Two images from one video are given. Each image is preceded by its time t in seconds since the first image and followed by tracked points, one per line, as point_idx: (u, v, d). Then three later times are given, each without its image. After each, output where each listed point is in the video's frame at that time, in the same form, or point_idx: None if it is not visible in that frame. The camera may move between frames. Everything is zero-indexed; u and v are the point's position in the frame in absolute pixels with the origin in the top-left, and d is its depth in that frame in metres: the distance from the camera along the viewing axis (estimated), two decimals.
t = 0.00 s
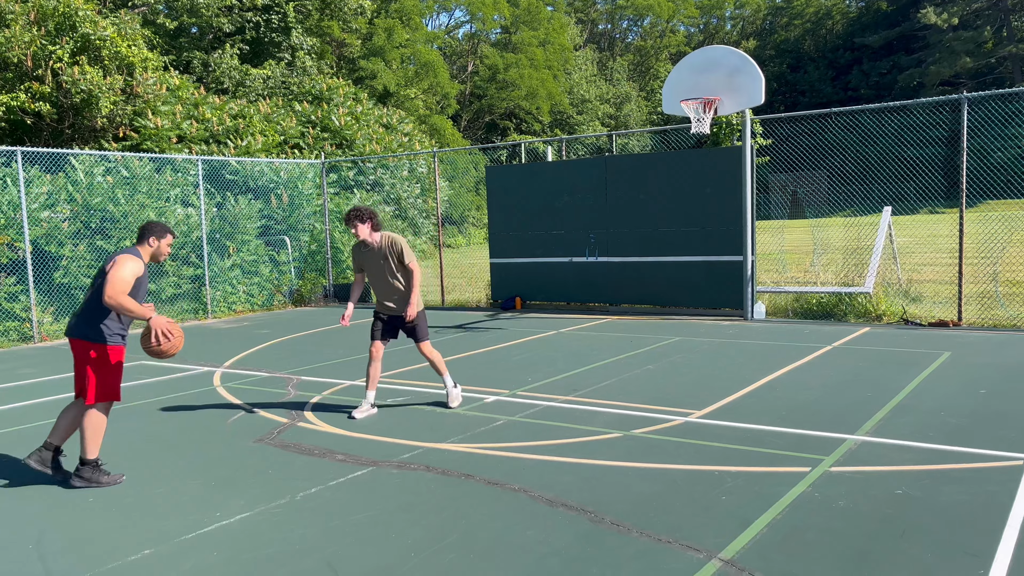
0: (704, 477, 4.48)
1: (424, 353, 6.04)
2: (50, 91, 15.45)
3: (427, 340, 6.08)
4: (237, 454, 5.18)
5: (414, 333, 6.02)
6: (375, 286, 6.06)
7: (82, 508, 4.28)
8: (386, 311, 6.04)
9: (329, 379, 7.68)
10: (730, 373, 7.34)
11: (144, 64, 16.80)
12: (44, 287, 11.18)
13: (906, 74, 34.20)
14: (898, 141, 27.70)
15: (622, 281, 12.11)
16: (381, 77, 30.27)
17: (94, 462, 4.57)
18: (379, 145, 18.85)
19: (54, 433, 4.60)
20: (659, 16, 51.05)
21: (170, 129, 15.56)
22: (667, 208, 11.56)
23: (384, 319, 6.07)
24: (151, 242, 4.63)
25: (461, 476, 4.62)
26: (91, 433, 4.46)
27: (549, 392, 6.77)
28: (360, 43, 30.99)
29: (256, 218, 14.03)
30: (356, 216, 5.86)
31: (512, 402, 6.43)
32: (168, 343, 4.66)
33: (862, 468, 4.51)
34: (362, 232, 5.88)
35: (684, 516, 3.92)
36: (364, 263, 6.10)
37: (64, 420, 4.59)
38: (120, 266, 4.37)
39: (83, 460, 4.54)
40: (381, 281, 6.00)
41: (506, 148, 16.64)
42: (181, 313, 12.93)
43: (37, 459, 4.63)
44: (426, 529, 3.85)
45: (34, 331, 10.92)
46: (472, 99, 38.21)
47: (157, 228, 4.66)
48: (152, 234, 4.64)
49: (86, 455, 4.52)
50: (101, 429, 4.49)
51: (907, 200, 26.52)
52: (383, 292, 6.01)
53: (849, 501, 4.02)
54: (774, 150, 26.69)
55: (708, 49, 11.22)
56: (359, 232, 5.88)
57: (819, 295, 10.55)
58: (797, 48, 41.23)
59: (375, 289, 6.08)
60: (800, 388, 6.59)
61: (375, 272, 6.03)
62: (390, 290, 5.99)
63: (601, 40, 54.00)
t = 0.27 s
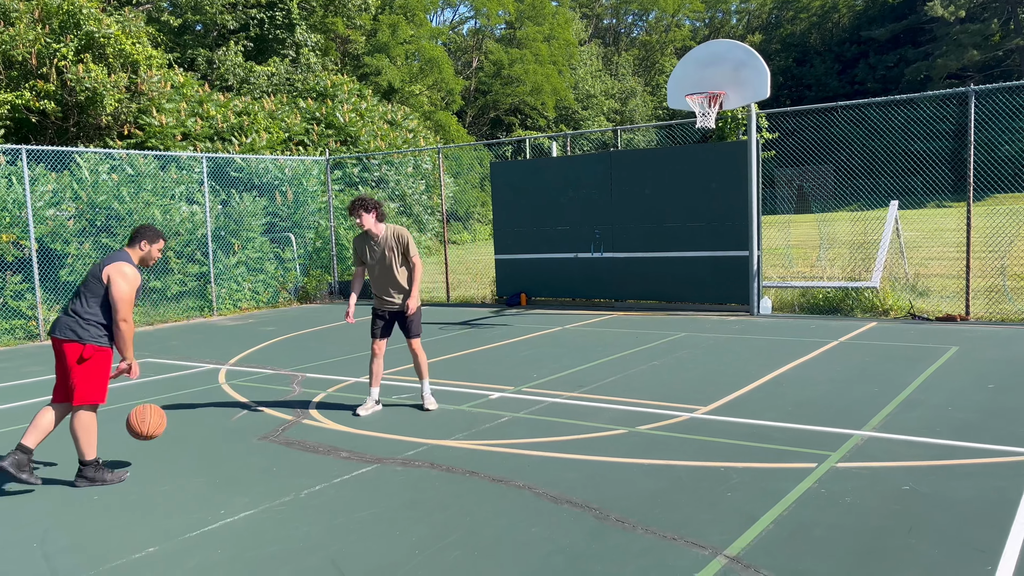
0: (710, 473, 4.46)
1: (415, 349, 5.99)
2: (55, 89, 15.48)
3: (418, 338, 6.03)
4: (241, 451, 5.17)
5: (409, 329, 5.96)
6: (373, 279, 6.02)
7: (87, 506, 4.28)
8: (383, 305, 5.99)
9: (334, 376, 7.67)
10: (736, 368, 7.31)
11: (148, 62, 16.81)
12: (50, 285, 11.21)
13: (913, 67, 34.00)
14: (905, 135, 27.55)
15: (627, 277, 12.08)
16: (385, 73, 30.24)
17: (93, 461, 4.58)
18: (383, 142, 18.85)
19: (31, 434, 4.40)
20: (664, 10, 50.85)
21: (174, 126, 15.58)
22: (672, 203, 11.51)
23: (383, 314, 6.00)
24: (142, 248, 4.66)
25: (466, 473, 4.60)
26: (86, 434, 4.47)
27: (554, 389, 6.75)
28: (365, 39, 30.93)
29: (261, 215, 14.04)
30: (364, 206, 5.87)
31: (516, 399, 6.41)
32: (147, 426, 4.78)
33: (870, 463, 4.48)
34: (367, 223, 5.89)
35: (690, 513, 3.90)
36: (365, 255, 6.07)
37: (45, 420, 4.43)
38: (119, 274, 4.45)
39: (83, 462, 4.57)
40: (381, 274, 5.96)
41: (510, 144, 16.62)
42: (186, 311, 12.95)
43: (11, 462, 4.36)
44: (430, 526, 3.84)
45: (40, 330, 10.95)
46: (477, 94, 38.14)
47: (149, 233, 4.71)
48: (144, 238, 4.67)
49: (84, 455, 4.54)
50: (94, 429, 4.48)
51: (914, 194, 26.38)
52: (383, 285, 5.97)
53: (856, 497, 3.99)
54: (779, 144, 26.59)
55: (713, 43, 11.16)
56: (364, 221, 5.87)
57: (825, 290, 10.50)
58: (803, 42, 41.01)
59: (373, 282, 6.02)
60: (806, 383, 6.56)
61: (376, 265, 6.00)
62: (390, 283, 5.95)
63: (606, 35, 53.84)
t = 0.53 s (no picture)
0: (713, 471, 4.44)
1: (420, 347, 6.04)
2: (58, 87, 15.49)
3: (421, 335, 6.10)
4: (244, 449, 5.17)
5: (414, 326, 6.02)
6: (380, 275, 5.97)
7: (89, 504, 4.28)
8: (389, 302, 5.96)
9: (337, 374, 7.67)
10: (739, 365, 7.28)
11: (151, 60, 16.82)
12: (53, 283, 11.24)
13: (918, 63, 33.85)
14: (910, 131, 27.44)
15: (630, 274, 12.05)
16: (389, 70, 30.20)
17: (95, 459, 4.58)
18: (386, 139, 18.85)
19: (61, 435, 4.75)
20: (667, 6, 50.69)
21: (177, 124, 15.59)
22: (675, 200, 11.48)
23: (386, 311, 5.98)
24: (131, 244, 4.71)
25: (468, 471, 4.60)
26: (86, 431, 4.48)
27: (556, 386, 6.73)
28: (368, 36, 30.87)
29: (264, 212, 14.04)
30: (375, 201, 5.87)
31: (519, 396, 6.40)
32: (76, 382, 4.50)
33: (873, 461, 4.46)
34: (377, 218, 5.92)
35: (692, 510, 3.88)
36: (370, 252, 6.02)
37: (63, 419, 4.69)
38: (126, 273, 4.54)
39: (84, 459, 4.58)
40: (388, 271, 5.94)
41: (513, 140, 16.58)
42: (190, 309, 12.96)
43: (62, 461, 4.81)
44: (432, 525, 3.83)
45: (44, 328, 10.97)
46: (481, 91, 38.07)
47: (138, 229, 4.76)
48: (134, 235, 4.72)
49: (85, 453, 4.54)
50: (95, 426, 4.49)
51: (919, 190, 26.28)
52: (390, 282, 5.93)
53: (859, 495, 3.97)
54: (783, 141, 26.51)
55: (715, 39, 11.12)
56: (374, 216, 5.89)
57: (829, 287, 10.46)
58: (807, 37, 40.78)
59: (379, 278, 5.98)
60: (810, 380, 6.54)
61: (383, 261, 5.97)
62: (398, 279, 5.92)
63: (610, 31, 53.73)
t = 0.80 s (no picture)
0: (712, 470, 4.44)
1: (420, 344, 6.03)
2: (58, 86, 15.48)
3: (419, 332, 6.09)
4: (243, 448, 5.18)
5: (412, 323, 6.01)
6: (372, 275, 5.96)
7: (87, 504, 4.27)
8: (384, 301, 5.94)
9: (336, 372, 7.68)
10: (739, 364, 7.28)
11: (151, 58, 16.82)
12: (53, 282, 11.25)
13: (919, 61, 33.79)
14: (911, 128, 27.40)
15: (631, 272, 12.05)
16: (389, 69, 30.16)
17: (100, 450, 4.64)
18: (386, 137, 18.82)
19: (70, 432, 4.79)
20: (668, 4, 50.62)
21: (177, 123, 15.59)
22: (676, 198, 11.47)
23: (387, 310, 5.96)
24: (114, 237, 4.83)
25: (466, 470, 4.59)
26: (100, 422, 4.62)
27: (556, 385, 6.73)
28: (369, 35, 30.83)
29: (264, 211, 14.02)
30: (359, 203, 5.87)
31: (518, 395, 6.40)
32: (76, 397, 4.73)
33: (872, 460, 4.45)
34: (362, 220, 5.88)
35: (691, 509, 3.88)
36: (361, 254, 6.01)
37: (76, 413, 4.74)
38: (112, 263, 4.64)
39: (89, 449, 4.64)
40: (380, 270, 5.93)
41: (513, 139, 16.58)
42: (190, 307, 12.95)
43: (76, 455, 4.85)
44: (430, 524, 3.83)
45: (43, 326, 10.96)
46: (481, 90, 38.02)
47: (118, 222, 4.86)
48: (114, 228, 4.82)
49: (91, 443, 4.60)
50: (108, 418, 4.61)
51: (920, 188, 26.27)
52: (384, 281, 5.92)
53: (858, 494, 3.96)
54: (785, 138, 26.48)
55: (715, 37, 11.11)
56: (358, 219, 5.88)
57: (829, 285, 10.44)
58: (808, 35, 40.62)
59: (372, 279, 5.96)
60: (810, 379, 6.53)
61: (374, 262, 5.96)
62: (391, 277, 5.92)
63: (611, 29, 53.74)
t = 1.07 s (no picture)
0: (710, 470, 4.43)
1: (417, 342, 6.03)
2: (56, 85, 15.46)
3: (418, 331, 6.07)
4: (241, 448, 5.17)
5: (409, 322, 6.00)
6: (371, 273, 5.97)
7: (84, 504, 4.27)
8: (382, 299, 5.94)
9: (335, 372, 7.67)
10: (738, 364, 7.28)
11: (150, 58, 16.82)
12: (52, 282, 11.24)
13: (919, 60, 33.80)
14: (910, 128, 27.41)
15: (629, 272, 12.05)
16: (389, 68, 30.12)
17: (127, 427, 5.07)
18: (385, 137, 18.81)
19: (74, 428, 4.86)
20: (667, 4, 50.61)
21: (176, 122, 15.57)
22: (675, 197, 11.47)
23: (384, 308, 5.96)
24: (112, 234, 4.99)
25: (464, 470, 4.59)
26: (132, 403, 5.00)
27: (554, 385, 6.73)
28: (368, 34, 30.82)
29: (263, 210, 14.01)
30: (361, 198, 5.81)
31: (517, 395, 6.40)
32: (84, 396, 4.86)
33: (870, 460, 4.45)
34: (363, 215, 5.85)
35: (689, 510, 3.87)
36: (361, 250, 6.03)
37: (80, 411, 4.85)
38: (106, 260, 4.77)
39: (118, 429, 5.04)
40: (378, 268, 5.93)
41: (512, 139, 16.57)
42: (188, 307, 12.93)
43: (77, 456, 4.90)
44: (427, 524, 3.82)
45: (42, 326, 10.95)
46: (481, 89, 37.99)
47: (114, 218, 5.00)
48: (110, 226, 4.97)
49: (124, 422, 5.01)
50: (141, 398, 5.03)
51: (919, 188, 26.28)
52: (381, 279, 5.92)
53: (856, 495, 3.96)
54: (784, 138, 26.49)
55: (714, 36, 11.09)
56: (359, 215, 5.84)
57: (828, 285, 10.44)
58: (808, 35, 40.49)
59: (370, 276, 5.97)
60: (808, 379, 6.53)
61: (373, 259, 5.96)
62: (389, 275, 5.92)
63: (610, 29, 53.76)
